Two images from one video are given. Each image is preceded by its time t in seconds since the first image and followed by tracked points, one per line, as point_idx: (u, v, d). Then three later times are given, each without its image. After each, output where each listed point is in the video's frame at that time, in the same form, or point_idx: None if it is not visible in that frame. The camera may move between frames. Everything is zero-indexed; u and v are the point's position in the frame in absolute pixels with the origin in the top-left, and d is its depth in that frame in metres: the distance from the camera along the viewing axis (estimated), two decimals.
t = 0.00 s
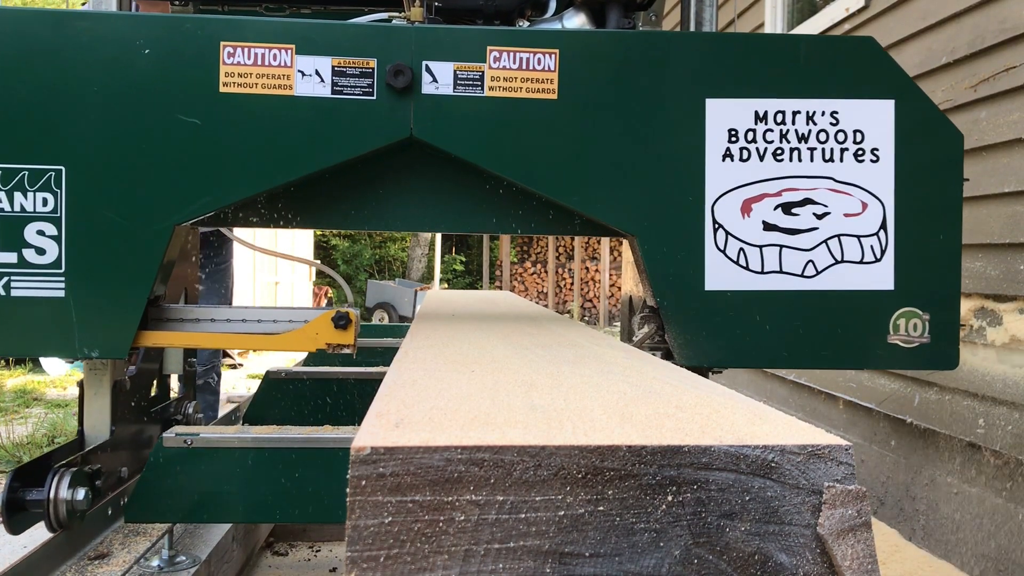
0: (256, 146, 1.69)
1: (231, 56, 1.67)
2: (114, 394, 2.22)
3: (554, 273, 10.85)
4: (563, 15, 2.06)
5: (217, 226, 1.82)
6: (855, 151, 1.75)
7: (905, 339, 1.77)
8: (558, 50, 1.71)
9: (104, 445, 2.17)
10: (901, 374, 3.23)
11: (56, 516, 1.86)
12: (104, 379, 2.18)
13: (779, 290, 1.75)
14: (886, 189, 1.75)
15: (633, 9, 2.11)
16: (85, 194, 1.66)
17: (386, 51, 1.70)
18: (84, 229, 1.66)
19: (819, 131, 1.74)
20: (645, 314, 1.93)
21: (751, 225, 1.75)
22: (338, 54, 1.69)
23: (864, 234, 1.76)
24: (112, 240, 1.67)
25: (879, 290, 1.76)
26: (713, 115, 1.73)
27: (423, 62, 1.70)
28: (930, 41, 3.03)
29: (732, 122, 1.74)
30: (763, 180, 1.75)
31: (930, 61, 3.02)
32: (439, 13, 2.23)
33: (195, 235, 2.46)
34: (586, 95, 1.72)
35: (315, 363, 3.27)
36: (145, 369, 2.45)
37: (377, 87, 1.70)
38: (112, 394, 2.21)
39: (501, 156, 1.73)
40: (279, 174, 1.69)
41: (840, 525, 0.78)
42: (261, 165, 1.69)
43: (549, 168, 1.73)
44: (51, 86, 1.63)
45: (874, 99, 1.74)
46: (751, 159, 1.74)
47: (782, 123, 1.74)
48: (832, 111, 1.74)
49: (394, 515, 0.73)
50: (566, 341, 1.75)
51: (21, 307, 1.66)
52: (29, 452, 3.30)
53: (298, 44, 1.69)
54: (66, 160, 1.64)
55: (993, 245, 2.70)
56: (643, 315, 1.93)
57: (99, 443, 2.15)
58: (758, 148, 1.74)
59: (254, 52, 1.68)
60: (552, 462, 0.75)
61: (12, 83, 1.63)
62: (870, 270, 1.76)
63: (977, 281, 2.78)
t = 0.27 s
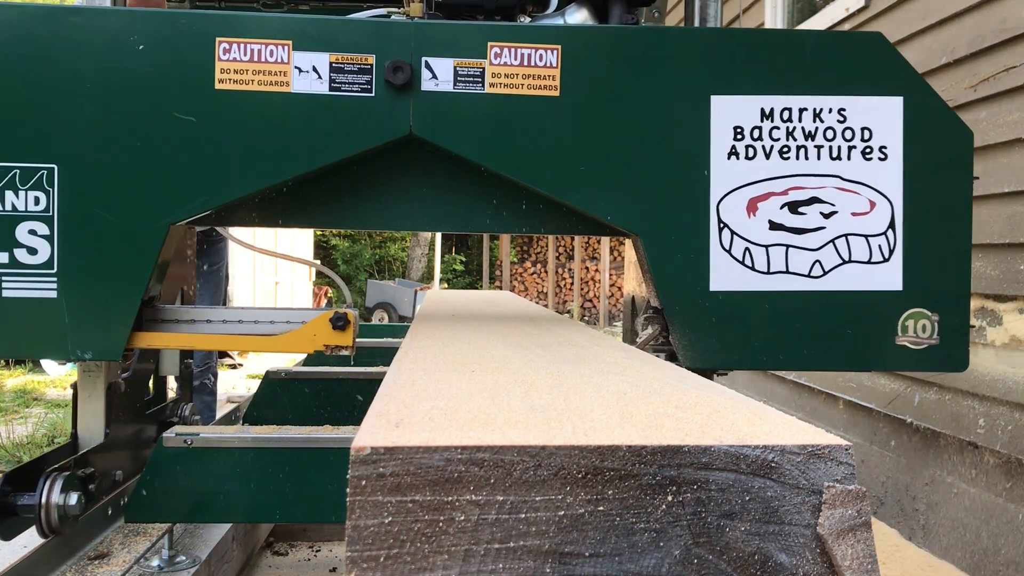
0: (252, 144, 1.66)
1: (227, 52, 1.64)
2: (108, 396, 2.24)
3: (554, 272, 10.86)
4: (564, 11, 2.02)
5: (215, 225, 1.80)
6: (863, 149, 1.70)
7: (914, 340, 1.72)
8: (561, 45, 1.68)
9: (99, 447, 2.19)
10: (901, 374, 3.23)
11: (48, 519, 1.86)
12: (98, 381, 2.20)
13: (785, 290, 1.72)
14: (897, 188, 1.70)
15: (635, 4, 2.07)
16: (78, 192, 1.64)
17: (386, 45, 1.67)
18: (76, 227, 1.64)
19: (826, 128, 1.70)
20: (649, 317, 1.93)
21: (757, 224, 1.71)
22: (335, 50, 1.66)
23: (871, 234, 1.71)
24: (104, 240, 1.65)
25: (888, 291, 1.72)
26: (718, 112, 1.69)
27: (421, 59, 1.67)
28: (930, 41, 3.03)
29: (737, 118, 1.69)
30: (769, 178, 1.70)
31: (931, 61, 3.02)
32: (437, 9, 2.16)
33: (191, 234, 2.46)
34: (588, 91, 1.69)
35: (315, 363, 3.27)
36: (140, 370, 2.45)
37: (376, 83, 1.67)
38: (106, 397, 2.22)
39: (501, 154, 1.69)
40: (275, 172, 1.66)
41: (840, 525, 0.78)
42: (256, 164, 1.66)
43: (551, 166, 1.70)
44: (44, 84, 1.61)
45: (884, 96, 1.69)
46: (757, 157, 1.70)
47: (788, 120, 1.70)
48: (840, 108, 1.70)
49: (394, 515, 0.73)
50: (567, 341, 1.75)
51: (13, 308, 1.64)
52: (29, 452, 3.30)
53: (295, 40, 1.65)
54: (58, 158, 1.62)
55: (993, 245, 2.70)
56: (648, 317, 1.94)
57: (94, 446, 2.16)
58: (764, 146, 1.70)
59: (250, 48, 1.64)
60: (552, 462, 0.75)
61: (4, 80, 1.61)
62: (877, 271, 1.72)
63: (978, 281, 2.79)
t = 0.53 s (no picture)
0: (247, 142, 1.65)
1: (223, 47, 1.63)
2: (102, 399, 2.22)
3: (554, 273, 10.86)
4: (568, 7, 2.00)
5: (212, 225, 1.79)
6: (871, 147, 1.70)
7: (923, 342, 1.71)
8: (562, 41, 1.66)
9: (94, 451, 2.18)
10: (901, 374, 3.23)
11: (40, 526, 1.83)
12: (92, 384, 2.19)
13: (791, 291, 1.71)
14: (904, 186, 1.70)
15: None
16: (72, 191, 1.63)
17: (384, 41, 1.65)
18: (68, 227, 1.63)
19: (833, 126, 1.70)
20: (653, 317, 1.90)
21: (763, 224, 1.71)
22: (333, 46, 1.64)
23: (879, 233, 1.71)
24: (97, 239, 1.64)
25: (887, 289, 1.71)
26: (723, 110, 1.69)
27: (421, 55, 1.66)
28: (930, 41, 3.03)
29: (743, 116, 1.69)
30: (775, 176, 1.70)
31: (931, 62, 3.02)
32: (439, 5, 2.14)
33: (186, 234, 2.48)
34: (588, 87, 1.67)
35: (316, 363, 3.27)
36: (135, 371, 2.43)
37: (375, 80, 1.65)
38: (100, 399, 2.20)
39: (503, 152, 1.68)
40: (272, 171, 1.65)
41: (840, 525, 0.78)
42: (252, 162, 1.65)
43: (551, 163, 1.69)
44: (40, 81, 1.60)
45: (891, 94, 1.70)
46: (764, 155, 1.70)
47: (794, 118, 1.70)
48: (847, 106, 1.69)
49: (394, 516, 0.73)
50: (567, 341, 1.75)
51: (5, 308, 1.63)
52: (29, 452, 3.31)
53: (292, 36, 1.64)
54: (50, 156, 1.62)
55: (993, 245, 2.71)
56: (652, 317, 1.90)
57: (90, 451, 2.14)
58: (770, 144, 1.70)
59: (247, 44, 1.63)
60: (552, 462, 0.75)
61: None
62: (886, 270, 1.71)
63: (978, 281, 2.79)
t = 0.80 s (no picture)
0: (244, 140, 1.64)
1: (219, 43, 1.62)
2: (97, 402, 2.20)
3: (554, 273, 10.86)
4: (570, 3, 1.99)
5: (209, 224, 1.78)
6: (879, 145, 1.69)
7: (932, 342, 1.71)
8: (565, 37, 1.66)
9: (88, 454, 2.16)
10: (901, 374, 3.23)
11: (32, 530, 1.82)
12: (85, 388, 2.17)
13: (796, 292, 1.71)
14: (913, 184, 1.70)
15: None
16: (65, 190, 1.62)
17: (383, 37, 1.65)
18: (62, 226, 1.62)
19: (841, 123, 1.69)
20: (657, 318, 1.85)
21: (770, 223, 1.70)
22: (332, 42, 1.64)
23: (888, 232, 1.70)
24: (91, 238, 1.63)
25: (889, 289, 1.71)
26: (729, 106, 1.68)
27: (421, 51, 1.65)
28: (931, 41, 3.03)
29: (749, 113, 1.69)
30: (782, 175, 1.70)
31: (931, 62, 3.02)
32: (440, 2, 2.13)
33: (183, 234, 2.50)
34: (587, 84, 1.67)
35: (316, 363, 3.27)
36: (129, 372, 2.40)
37: (374, 76, 1.65)
38: (94, 402, 2.18)
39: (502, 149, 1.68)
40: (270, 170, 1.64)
41: (840, 525, 0.78)
42: (249, 160, 1.64)
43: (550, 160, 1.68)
44: (36, 78, 1.60)
45: (899, 91, 1.69)
46: (770, 153, 1.70)
47: (801, 115, 1.69)
48: (855, 103, 1.69)
49: (395, 516, 0.73)
50: (567, 341, 1.75)
51: None
52: (28, 452, 3.30)
53: (291, 33, 1.64)
54: (42, 153, 1.61)
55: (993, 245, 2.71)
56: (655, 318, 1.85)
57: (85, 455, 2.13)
58: (777, 142, 1.69)
59: (243, 40, 1.63)
60: (552, 462, 0.75)
61: None
62: (895, 270, 1.71)
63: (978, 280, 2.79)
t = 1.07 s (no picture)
0: (241, 138, 1.63)
1: (215, 39, 1.61)
2: (91, 404, 2.19)
3: (554, 273, 10.86)
4: None
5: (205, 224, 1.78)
6: (887, 143, 1.69)
7: (941, 344, 1.70)
8: (567, 33, 1.66)
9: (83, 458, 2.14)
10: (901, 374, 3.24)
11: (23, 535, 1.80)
12: (80, 389, 2.16)
13: (803, 293, 1.70)
14: (922, 183, 1.69)
15: None
16: (58, 188, 1.61)
17: (382, 33, 1.65)
18: (55, 225, 1.61)
19: (849, 121, 1.69)
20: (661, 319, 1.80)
21: (776, 222, 1.70)
22: (330, 38, 1.64)
23: (898, 232, 1.70)
24: (85, 237, 1.62)
25: (892, 289, 1.70)
26: (734, 103, 1.68)
27: (421, 46, 1.65)
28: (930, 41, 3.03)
29: (755, 110, 1.68)
30: (788, 174, 1.69)
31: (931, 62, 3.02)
32: None
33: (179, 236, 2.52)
34: (586, 81, 1.67)
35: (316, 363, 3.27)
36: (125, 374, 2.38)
37: (373, 72, 1.65)
38: (87, 406, 2.16)
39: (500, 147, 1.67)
40: (267, 168, 1.64)
41: (840, 525, 0.78)
42: (245, 160, 1.64)
43: (549, 158, 1.68)
44: (30, 76, 1.59)
45: (908, 87, 1.68)
46: (776, 151, 1.69)
47: (808, 112, 1.68)
48: (863, 100, 1.68)
49: (394, 515, 0.73)
50: (567, 341, 1.75)
51: None
52: (28, 452, 3.31)
53: (290, 31, 1.63)
54: (36, 151, 1.60)
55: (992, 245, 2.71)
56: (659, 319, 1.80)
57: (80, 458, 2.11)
58: (783, 139, 1.69)
59: (239, 36, 1.62)
60: (552, 462, 0.75)
61: None
62: (905, 271, 1.70)
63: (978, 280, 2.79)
